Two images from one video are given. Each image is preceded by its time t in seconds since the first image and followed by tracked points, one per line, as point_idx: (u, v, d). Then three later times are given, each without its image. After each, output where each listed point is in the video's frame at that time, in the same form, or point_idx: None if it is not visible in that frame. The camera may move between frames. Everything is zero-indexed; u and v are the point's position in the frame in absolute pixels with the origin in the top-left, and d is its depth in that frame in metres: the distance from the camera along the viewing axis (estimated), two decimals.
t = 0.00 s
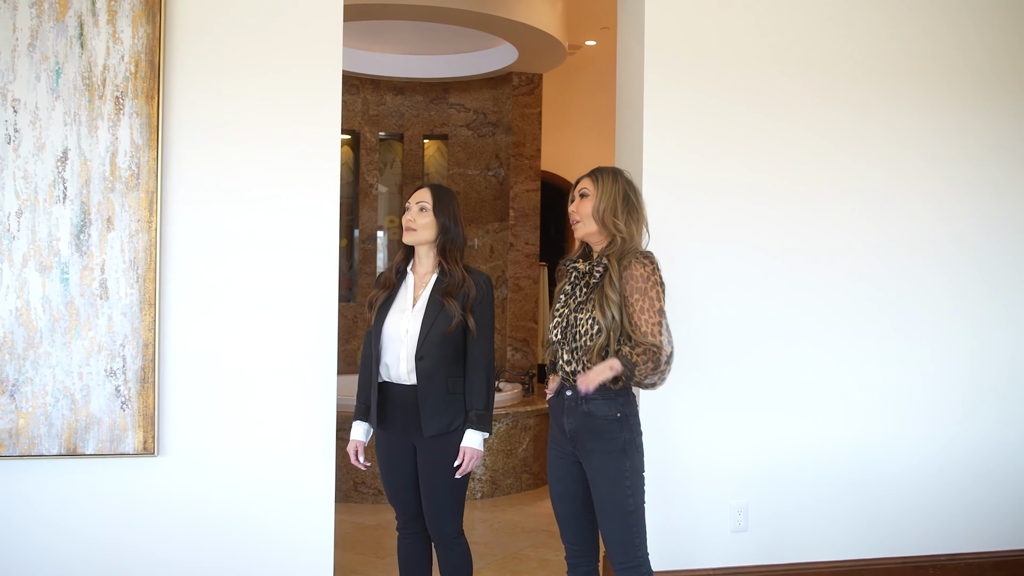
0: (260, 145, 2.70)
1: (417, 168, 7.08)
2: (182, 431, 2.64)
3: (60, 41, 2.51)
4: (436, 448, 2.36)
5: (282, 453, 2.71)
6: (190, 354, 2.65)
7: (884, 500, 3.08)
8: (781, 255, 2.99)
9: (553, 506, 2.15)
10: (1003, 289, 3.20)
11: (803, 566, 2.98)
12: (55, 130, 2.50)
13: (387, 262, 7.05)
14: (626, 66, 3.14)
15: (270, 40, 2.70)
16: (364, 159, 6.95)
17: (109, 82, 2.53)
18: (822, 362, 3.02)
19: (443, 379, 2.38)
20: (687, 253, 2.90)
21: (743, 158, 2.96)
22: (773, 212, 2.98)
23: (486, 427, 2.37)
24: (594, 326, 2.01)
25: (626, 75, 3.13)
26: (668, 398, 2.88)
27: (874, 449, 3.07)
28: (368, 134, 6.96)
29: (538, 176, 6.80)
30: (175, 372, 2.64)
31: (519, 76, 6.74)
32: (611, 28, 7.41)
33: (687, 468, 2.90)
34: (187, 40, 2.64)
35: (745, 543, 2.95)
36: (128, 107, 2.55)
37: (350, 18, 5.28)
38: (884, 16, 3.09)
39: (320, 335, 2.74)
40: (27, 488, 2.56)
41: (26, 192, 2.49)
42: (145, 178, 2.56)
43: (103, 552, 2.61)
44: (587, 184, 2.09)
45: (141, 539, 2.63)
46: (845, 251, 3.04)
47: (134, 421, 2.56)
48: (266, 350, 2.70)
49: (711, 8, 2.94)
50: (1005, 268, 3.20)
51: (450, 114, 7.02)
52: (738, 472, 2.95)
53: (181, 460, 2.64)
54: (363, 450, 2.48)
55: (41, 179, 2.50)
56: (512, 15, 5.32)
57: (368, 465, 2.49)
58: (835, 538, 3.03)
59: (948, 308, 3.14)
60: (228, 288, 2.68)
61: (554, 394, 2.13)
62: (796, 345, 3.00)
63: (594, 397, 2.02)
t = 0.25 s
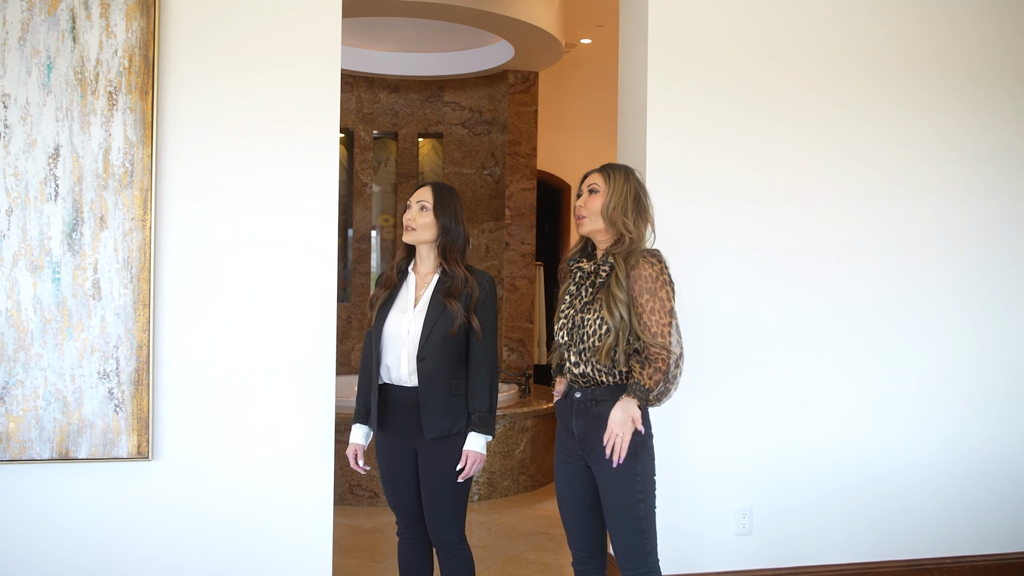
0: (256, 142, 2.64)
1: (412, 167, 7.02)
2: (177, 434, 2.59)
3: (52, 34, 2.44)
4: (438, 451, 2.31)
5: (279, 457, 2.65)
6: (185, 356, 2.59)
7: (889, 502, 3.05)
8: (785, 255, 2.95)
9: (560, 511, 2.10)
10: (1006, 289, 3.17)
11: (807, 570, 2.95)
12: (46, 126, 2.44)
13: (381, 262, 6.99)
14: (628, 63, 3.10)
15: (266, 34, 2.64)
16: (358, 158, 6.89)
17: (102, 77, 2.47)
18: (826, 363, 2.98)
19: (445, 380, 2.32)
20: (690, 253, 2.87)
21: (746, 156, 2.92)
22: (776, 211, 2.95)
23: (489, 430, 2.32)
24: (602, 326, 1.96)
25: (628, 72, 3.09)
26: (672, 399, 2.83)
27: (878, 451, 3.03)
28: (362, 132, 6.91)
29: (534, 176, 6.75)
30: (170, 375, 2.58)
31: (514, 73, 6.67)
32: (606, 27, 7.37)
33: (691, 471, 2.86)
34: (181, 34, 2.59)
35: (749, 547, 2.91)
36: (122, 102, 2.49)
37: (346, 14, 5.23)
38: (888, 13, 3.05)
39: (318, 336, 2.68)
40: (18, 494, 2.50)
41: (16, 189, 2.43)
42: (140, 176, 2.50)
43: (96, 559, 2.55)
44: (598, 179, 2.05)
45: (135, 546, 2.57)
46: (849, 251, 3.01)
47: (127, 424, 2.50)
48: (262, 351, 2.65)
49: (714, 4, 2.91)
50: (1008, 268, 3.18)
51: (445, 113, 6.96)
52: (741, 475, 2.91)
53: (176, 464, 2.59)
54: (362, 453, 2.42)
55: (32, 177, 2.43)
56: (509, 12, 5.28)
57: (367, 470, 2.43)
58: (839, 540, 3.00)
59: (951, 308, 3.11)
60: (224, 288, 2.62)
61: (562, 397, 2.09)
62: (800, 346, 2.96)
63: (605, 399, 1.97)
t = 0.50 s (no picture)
0: (250, 139, 2.59)
1: (406, 166, 6.97)
2: (170, 437, 2.54)
3: (42, 28, 2.39)
4: (438, 454, 2.27)
5: (274, 460, 2.60)
6: (178, 357, 2.54)
7: (890, 504, 3.03)
8: (786, 254, 2.93)
9: (563, 514, 2.07)
10: (1008, 289, 3.15)
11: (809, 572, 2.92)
12: (36, 121, 2.39)
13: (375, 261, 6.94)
14: (627, 61, 3.06)
15: (260, 29, 2.59)
16: (352, 156, 6.85)
17: (94, 72, 2.42)
18: (827, 364, 2.96)
19: (446, 381, 2.28)
20: (691, 252, 2.83)
21: (747, 154, 2.89)
22: (777, 210, 2.92)
23: (490, 432, 2.28)
24: (613, 326, 1.93)
25: (628, 70, 3.05)
26: (673, 400, 2.80)
27: (880, 452, 3.01)
28: (356, 130, 6.86)
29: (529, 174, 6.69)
30: (163, 377, 2.53)
31: (510, 71, 6.63)
32: (601, 25, 7.35)
33: (692, 473, 2.82)
34: (174, 28, 2.54)
35: (750, 549, 2.88)
36: (114, 98, 2.44)
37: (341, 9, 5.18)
38: (890, 10, 3.03)
39: (314, 337, 2.63)
40: (7, 497, 2.45)
41: (6, 186, 2.37)
42: (132, 172, 2.45)
43: (87, 564, 2.50)
44: (609, 177, 2.04)
45: (127, 550, 2.52)
46: (851, 250, 2.98)
47: (120, 426, 2.45)
48: (257, 352, 2.60)
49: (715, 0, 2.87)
50: (1009, 268, 3.16)
51: (440, 111, 6.91)
52: (743, 476, 2.88)
53: (169, 467, 2.54)
54: (361, 456, 2.38)
55: (22, 173, 2.38)
56: (506, 9, 5.24)
57: (365, 472, 2.39)
58: (841, 542, 2.97)
59: (953, 308, 3.09)
60: (218, 287, 2.57)
61: (567, 399, 2.04)
62: (802, 346, 2.94)
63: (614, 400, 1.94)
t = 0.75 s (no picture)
0: (244, 137, 2.55)
1: (399, 166, 6.94)
2: (163, 441, 2.49)
3: (32, 24, 2.35)
4: (438, 458, 2.24)
5: (268, 464, 2.56)
6: (171, 360, 2.50)
7: (890, 506, 3.01)
8: (786, 254, 2.90)
9: (564, 520, 2.04)
10: (1007, 290, 3.14)
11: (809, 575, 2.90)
12: (26, 120, 2.34)
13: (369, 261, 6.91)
14: (625, 59, 3.03)
15: (254, 26, 2.55)
16: (345, 156, 6.79)
17: (85, 69, 2.38)
18: (827, 365, 2.94)
19: (445, 384, 2.25)
20: (690, 253, 2.81)
21: (746, 154, 2.87)
22: (777, 211, 2.90)
23: (490, 435, 2.26)
24: (618, 327, 1.93)
25: (626, 69, 3.03)
26: (673, 402, 2.78)
27: (879, 454, 2.99)
28: (350, 130, 6.80)
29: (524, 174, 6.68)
30: (156, 380, 2.49)
31: (504, 70, 6.60)
32: (595, 24, 7.33)
33: (692, 475, 2.80)
34: (166, 25, 2.49)
35: (750, 552, 2.86)
36: (105, 96, 2.39)
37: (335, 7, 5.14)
38: (889, 10, 3.01)
39: (309, 339, 2.59)
40: None
41: None
42: (124, 172, 2.40)
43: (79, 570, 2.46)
44: (613, 177, 2.02)
45: (120, 556, 2.48)
46: (850, 252, 2.97)
47: (111, 430, 2.40)
48: (251, 354, 2.56)
49: None
50: (1009, 269, 3.15)
51: (433, 110, 6.87)
52: (744, 478, 2.86)
53: (162, 471, 2.49)
54: (359, 460, 2.35)
55: (12, 173, 2.34)
56: (501, 7, 5.22)
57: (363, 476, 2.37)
58: (840, 545, 2.96)
59: (952, 310, 3.07)
60: (211, 289, 2.53)
61: (569, 402, 2.02)
62: (802, 348, 2.92)
63: (619, 402, 1.91)
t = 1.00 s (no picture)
0: (237, 135, 2.51)
1: (389, 165, 6.90)
2: (153, 446, 2.45)
3: (19, 20, 2.30)
4: (434, 462, 2.20)
5: (261, 468, 2.52)
6: (161, 363, 2.45)
7: (885, 508, 3.01)
8: (783, 255, 2.89)
9: (563, 525, 2.01)
10: (1002, 292, 3.14)
11: None
12: (13, 118, 2.30)
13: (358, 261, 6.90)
14: (621, 59, 3.01)
15: (247, 21, 2.51)
16: (335, 155, 6.78)
17: (73, 66, 2.33)
18: (824, 366, 2.93)
19: (442, 387, 2.22)
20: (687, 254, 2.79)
21: (744, 154, 2.86)
22: (775, 211, 2.89)
23: (487, 439, 2.23)
24: (618, 332, 1.91)
25: (622, 69, 3.01)
26: (670, 405, 2.76)
27: (875, 456, 2.99)
28: (339, 129, 6.79)
29: (514, 174, 6.61)
30: (146, 383, 2.44)
31: (495, 69, 6.57)
32: (586, 24, 7.31)
33: (689, 478, 2.78)
34: (156, 21, 2.45)
35: (746, 555, 2.85)
36: (94, 93, 2.34)
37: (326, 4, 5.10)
38: (884, 11, 3.00)
39: (302, 341, 2.55)
40: None
41: None
42: (113, 171, 2.36)
43: None
44: (607, 178, 1.98)
45: (109, 563, 2.43)
46: (847, 253, 2.96)
47: (100, 434, 2.35)
48: (243, 356, 2.51)
49: None
50: (1003, 270, 3.15)
51: (423, 110, 6.83)
52: (741, 481, 2.85)
53: (152, 476, 2.45)
54: (354, 463, 2.32)
55: None
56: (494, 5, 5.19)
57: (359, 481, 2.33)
58: (835, 547, 2.95)
59: (947, 311, 3.07)
60: (202, 290, 2.48)
61: (568, 406, 1.99)
62: (798, 349, 2.90)
63: (619, 406, 1.89)
